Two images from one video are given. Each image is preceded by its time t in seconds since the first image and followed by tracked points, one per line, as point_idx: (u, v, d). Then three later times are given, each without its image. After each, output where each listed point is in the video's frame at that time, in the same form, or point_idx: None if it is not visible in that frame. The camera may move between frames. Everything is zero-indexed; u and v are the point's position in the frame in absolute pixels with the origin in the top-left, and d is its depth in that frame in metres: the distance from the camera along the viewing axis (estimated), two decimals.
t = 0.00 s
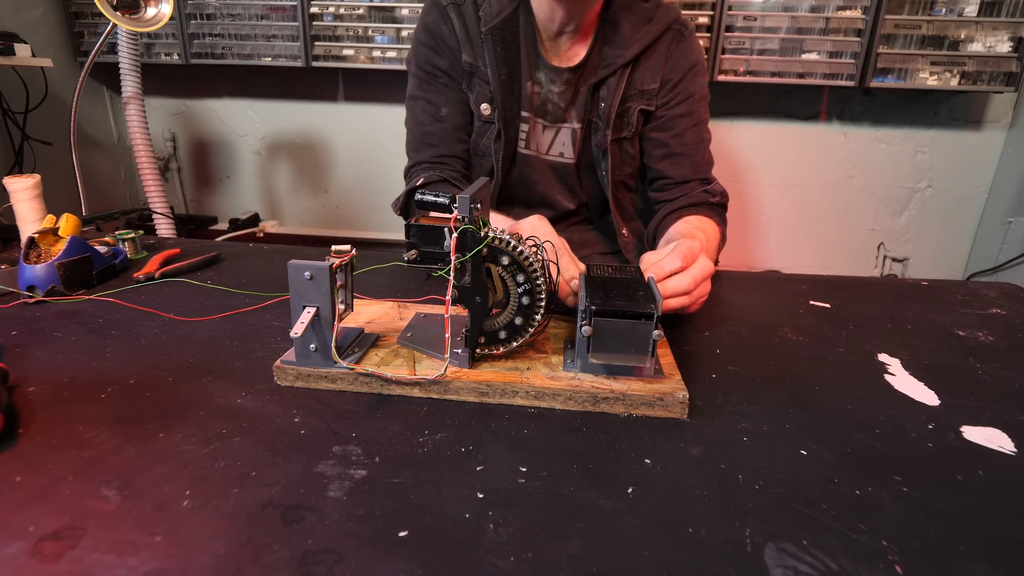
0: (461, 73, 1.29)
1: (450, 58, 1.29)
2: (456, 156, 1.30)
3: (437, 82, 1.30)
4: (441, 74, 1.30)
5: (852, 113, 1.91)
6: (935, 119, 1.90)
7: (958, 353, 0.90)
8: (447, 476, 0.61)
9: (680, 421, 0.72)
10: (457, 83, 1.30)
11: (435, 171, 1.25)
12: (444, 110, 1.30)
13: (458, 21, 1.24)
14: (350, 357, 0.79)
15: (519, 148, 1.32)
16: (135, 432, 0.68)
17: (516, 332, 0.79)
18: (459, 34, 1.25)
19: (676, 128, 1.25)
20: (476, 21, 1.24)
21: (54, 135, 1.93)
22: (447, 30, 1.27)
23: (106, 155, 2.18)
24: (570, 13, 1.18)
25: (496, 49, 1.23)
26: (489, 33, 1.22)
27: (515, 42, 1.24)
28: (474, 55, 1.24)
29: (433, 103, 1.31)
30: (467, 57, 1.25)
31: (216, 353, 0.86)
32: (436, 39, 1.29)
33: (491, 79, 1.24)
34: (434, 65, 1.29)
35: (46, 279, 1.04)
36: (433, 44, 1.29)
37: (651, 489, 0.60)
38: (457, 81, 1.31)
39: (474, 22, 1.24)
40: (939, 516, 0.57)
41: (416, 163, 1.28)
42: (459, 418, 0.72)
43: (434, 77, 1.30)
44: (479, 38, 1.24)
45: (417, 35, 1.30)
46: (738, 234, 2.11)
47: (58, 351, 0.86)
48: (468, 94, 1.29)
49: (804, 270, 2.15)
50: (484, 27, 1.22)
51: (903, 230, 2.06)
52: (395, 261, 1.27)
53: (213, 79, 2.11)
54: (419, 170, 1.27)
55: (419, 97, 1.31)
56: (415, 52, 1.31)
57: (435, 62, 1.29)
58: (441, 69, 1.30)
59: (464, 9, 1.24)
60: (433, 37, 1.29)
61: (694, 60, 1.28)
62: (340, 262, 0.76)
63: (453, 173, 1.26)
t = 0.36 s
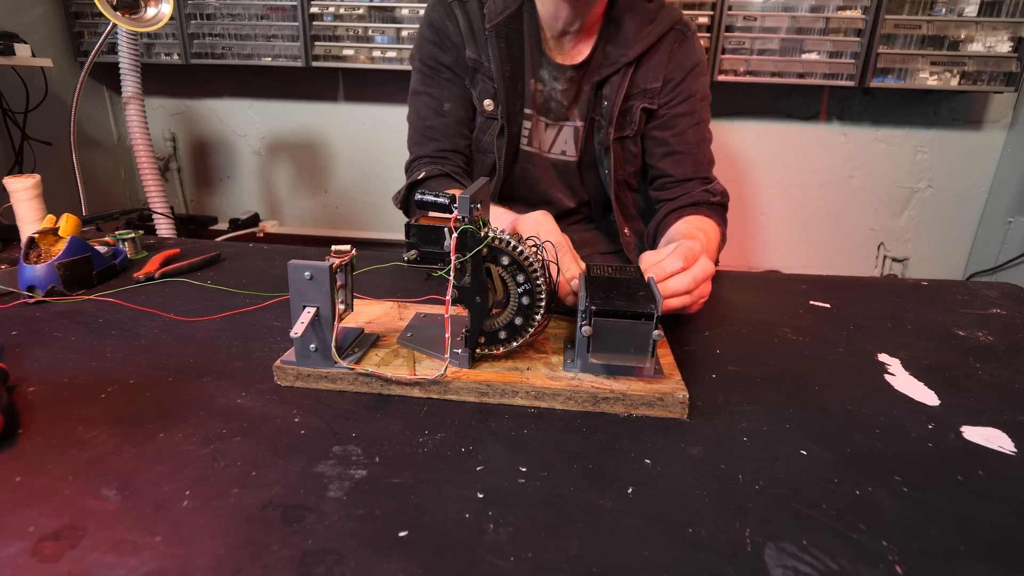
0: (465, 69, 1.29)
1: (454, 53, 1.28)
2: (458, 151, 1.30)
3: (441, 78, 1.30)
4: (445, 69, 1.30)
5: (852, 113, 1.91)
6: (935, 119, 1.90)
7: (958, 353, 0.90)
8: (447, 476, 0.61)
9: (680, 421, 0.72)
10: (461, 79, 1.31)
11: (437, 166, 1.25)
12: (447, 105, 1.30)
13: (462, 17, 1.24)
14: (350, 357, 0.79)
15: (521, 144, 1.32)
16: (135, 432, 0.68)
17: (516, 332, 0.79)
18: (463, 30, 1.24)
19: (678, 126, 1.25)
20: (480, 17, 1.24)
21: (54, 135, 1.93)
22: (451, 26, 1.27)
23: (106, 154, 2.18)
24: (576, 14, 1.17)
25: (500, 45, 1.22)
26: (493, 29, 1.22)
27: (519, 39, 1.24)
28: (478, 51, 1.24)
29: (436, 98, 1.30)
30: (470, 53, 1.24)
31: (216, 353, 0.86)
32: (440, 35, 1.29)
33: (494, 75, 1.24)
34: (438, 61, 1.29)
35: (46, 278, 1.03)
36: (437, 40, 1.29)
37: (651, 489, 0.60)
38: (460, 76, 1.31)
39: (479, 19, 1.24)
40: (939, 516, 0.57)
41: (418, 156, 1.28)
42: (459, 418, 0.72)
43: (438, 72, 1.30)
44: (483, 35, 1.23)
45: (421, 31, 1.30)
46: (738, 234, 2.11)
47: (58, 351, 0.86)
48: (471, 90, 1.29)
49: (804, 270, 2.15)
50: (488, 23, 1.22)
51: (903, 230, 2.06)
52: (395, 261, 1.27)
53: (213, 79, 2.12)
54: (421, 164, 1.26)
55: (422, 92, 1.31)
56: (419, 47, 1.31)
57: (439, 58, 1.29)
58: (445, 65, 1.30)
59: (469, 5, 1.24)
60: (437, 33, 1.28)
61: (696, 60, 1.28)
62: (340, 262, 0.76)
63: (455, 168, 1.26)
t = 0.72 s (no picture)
0: (462, 68, 1.29)
1: (451, 53, 1.29)
2: (449, 152, 1.30)
3: (436, 78, 1.30)
4: (442, 69, 1.30)
5: (852, 113, 1.91)
6: (935, 119, 1.90)
7: (958, 353, 0.90)
8: (447, 476, 0.61)
9: (680, 421, 0.72)
10: (458, 78, 1.30)
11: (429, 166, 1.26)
12: (440, 105, 1.30)
13: (462, 16, 1.25)
14: (350, 357, 0.79)
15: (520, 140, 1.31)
16: (135, 432, 0.68)
17: (516, 332, 0.79)
18: (462, 28, 1.25)
19: (676, 126, 1.26)
20: (480, 15, 1.24)
21: (54, 135, 1.93)
22: (451, 25, 1.28)
23: (106, 154, 2.18)
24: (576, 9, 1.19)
25: (500, 42, 1.23)
26: (493, 25, 1.22)
27: (519, 36, 1.24)
28: (476, 50, 1.25)
29: (432, 97, 1.30)
30: (468, 51, 1.25)
31: (216, 353, 0.86)
32: (439, 34, 1.29)
33: (494, 71, 1.24)
34: (435, 60, 1.29)
35: (46, 278, 1.04)
36: (436, 38, 1.29)
37: (651, 489, 0.60)
38: (458, 76, 1.30)
39: (479, 16, 1.25)
40: (939, 516, 0.57)
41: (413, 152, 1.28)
42: (459, 418, 0.72)
43: (434, 72, 1.30)
44: (483, 32, 1.24)
45: (421, 30, 1.30)
46: (738, 234, 2.11)
47: (58, 351, 0.86)
48: (468, 88, 1.29)
49: (804, 270, 2.15)
50: (489, 19, 1.23)
51: (903, 230, 2.06)
52: (395, 261, 1.27)
53: (213, 79, 2.12)
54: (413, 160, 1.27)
55: (417, 90, 1.30)
56: (417, 47, 1.31)
57: (436, 58, 1.29)
58: (442, 64, 1.29)
59: (470, 3, 1.25)
60: (436, 33, 1.29)
61: (695, 61, 1.29)
62: (340, 262, 0.76)
63: (447, 167, 1.26)
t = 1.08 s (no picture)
0: (441, 76, 1.33)
1: (428, 63, 1.34)
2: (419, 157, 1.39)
3: (412, 89, 1.36)
4: (417, 80, 1.35)
5: (852, 113, 1.91)
6: (935, 119, 1.90)
7: (958, 353, 0.90)
8: (447, 476, 0.61)
9: (680, 421, 0.72)
10: (436, 87, 1.35)
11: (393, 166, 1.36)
12: (410, 116, 1.37)
13: (441, 23, 1.30)
14: (350, 357, 0.79)
15: (507, 140, 1.32)
16: (135, 432, 0.68)
17: (516, 332, 0.79)
18: (440, 36, 1.30)
19: (667, 125, 1.25)
20: (460, 20, 1.28)
21: (54, 135, 1.93)
22: (429, 35, 1.33)
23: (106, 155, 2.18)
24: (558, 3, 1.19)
25: (483, 41, 1.25)
26: (479, 24, 1.25)
27: (503, 35, 1.26)
28: (452, 56, 1.29)
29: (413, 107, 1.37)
30: (444, 58, 1.29)
31: (216, 353, 0.86)
32: (418, 46, 1.34)
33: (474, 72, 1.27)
34: (413, 71, 1.35)
35: (46, 278, 1.04)
36: (416, 49, 1.35)
37: (651, 489, 0.60)
38: (434, 85, 1.35)
39: (458, 21, 1.29)
40: (939, 516, 0.57)
41: (387, 155, 1.38)
42: (459, 418, 0.72)
43: (410, 84, 1.36)
44: (461, 36, 1.28)
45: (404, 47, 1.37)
46: (737, 234, 2.11)
47: (58, 350, 0.86)
48: (449, 93, 1.33)
49: (804, 270, 2.15)
50: (474, 19, 1.25)
51: (903, 230, 2.05)
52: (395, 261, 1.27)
53: (213, 79, 2.12)
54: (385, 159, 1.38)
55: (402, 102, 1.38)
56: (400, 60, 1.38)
57: (413, 70, 1.35)
58: (419, 75, 1.35)
59: (450, 10, 1.29)
60: (415, 46, 1.34)
61: (686, 60, 1.27)
62: (340, 262, 0.76)
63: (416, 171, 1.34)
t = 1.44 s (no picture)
0: (431, 82, 1.33)
1: (417, 70, 1.34)
2: (413, 164, 1.39)
3: (404, 96, 1.37)
4: (408, 87, 1.36)
5: (852, 113, 1.91)
6: (935, 119, 1.90)
7: (958, 353, 0.90)
8: (446, 476, 0.61)
9: (680, 421, 0.72)
10: (427, 93, 1.36)
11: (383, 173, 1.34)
12: (403, 123, 1.38)
13: (428, 29, 1.30)
14: (350, 357, 0.79)
15: (500, 142, 1.32)
16: (135, 432, 0.68)
17: (516, 332, 0.79)
18: (427, 43, 1.30)
19: (660, 123, 1.24)
20: (446, 25, 1.28)
21: (54, 135, 1.93)
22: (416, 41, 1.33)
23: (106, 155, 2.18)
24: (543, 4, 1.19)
25: (470, 45, 1.25)
26: (465, 28, 1.24)
27: (490, 39, 1.26)
28: (440, 62, 1.30)
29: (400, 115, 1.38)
30: (433, 65, 1.30)
31: (216, 353, 0.86)
32: (408, 53, 1.34)
33: (463, 77, 1.27)
34: (403, 79, 1.36)
35: (46, 278, 1.04)
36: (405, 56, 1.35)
37: (651, 489, 0.60)
38: (425, 91, 1.36)
39: (445, 27, 1.28)
40: (939, 516, 0.57)
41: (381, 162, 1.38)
42: (458, 418, 0.72)
43: (401, 92, 1.37)
44: (447, 42, 1.28)
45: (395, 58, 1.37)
46: (737, 235, 2.11)
47: (58, 350, 0.86)
48: (439, 99, 1.33)
49: (804, 270, 2.15)
50: (461, 23, 1.25)
51: (903, 230, 2.05)
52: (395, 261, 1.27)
53: (213, 79, 2.12)
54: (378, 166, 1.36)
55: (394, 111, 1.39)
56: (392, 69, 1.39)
57: (403, 78, 1.36)
58: (409, 82, 1.36)
59: (437, 16, 1.29)
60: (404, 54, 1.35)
61: (677, 56, 1.26)
62: (340, 262, 0.76)
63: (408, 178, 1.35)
